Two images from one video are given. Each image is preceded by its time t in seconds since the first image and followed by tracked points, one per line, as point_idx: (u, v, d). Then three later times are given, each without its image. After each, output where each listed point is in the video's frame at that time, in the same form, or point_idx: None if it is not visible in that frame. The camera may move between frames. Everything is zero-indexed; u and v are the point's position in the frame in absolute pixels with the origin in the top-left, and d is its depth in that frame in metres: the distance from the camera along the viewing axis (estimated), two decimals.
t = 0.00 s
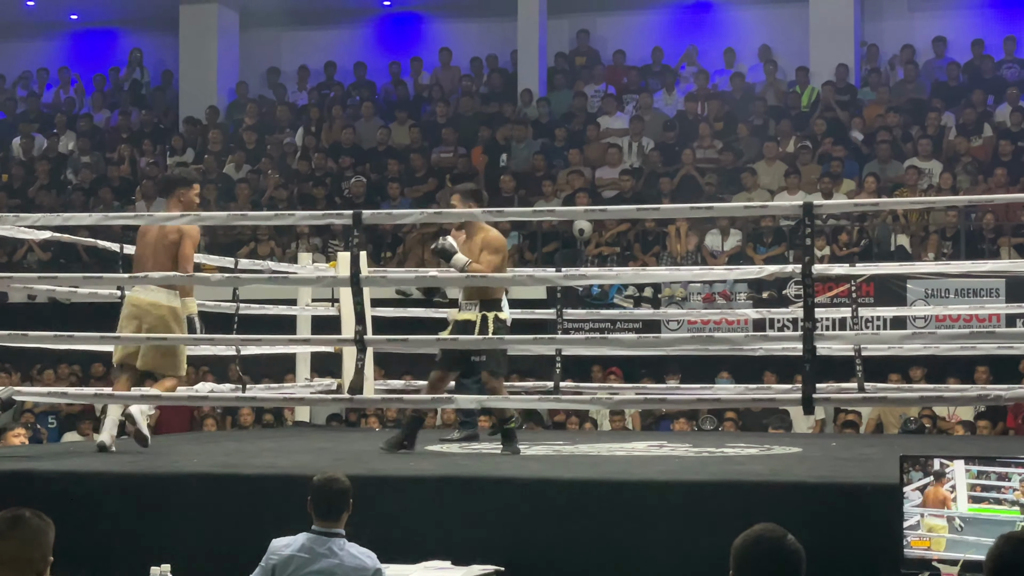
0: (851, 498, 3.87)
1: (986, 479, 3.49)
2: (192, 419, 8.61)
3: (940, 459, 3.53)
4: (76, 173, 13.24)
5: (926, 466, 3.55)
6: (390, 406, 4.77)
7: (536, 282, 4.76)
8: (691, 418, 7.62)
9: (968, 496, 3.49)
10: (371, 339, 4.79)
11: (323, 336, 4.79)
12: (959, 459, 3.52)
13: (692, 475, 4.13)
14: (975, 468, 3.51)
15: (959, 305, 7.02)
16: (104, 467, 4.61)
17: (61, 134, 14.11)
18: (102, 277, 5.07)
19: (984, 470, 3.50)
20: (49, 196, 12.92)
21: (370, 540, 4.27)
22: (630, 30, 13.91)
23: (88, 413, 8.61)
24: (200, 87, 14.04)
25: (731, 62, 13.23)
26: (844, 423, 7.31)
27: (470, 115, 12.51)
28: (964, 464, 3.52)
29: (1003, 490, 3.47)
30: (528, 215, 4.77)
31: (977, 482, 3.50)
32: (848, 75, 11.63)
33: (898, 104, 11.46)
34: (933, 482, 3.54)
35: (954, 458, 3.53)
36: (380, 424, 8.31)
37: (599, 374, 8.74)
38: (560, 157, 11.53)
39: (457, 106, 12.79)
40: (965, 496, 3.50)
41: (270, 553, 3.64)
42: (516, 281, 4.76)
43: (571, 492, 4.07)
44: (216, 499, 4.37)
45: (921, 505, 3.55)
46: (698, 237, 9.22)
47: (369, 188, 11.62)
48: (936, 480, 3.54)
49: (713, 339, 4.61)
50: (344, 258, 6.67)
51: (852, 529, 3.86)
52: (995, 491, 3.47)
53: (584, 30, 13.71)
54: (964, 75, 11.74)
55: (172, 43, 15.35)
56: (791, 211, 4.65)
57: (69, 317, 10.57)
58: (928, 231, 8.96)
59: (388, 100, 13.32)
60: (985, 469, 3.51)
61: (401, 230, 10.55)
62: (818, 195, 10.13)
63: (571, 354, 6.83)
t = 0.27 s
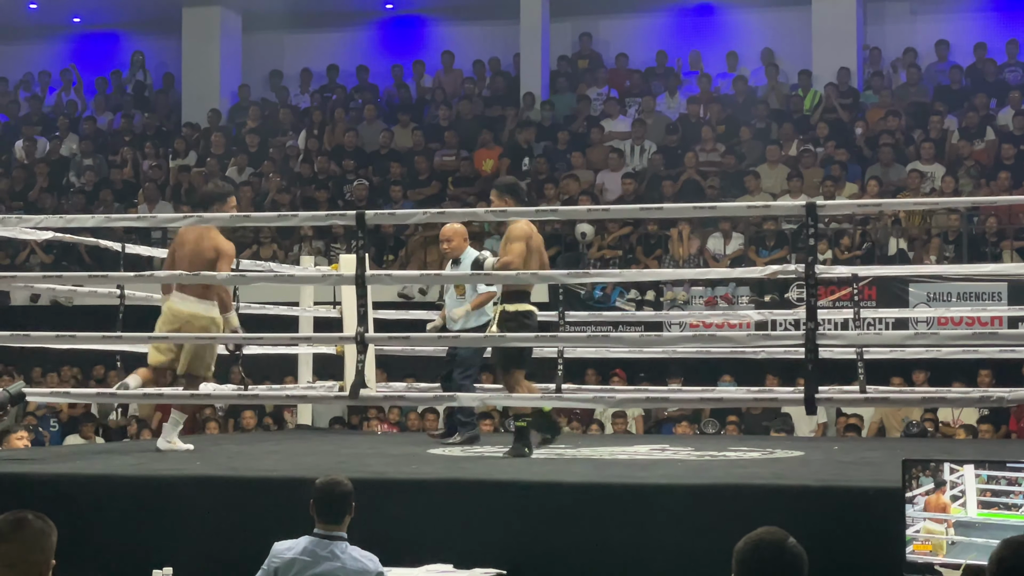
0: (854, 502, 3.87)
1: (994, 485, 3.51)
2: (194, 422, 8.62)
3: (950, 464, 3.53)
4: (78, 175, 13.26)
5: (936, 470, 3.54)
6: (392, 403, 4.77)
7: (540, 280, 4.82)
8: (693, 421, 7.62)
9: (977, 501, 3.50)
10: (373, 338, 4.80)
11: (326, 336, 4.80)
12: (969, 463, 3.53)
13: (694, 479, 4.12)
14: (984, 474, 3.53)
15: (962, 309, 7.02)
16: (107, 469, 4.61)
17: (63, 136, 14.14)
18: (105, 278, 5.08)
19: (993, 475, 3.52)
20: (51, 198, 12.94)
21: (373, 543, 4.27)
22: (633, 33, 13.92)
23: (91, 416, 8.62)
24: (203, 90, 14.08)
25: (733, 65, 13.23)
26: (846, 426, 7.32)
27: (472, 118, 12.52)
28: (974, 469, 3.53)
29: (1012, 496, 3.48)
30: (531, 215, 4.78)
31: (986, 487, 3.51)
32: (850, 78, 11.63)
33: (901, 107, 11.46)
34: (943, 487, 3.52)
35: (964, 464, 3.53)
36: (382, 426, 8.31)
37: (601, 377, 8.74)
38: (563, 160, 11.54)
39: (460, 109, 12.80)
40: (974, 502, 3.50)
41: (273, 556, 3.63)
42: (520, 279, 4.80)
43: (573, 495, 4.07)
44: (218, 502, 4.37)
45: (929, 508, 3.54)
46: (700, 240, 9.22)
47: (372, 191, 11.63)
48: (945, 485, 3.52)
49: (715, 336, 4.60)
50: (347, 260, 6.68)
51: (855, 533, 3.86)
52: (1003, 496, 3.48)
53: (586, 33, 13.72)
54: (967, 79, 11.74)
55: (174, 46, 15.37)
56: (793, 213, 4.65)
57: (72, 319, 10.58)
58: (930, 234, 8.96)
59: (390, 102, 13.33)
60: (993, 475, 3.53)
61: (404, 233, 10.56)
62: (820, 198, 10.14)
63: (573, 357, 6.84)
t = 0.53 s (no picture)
0: (855, 503, 3.86)
1: (997, 488, 3.48)
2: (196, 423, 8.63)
3: (953, 466, 3.51)
4: (80, 176, 13.26)
5: (938, 472, 3.52)
6: (393, 405, 4.78)
7: (542, 287, 4.81)
8: (695, 423, 7.62)
9: (978, 503, 3.49)
10: (374, 340, 4.81)
11: (326, 337, 4.81)
12: (971, 466, 3.50)
13: (695, 480, 4.12)
14: (987, 476, 3.50)
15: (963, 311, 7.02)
16: (108, 470, 4.61)
17: (65, 137, 14.15)
18: (106, 279, 5.08)
19: (996, 478, 3.49)
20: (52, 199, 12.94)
21: (373, 544, 4.27)
22: (634, 34, 13.92)
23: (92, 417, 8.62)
24: (205, 91, 14.09)
25: (735, 67, 13.24)
26: (847, 428, 7.32)
27: (473, 119, 12.52)
28: (975, 471, 3.51)
29: (1015, 499, 3.45)
30: (531, 217, 4.79)
31: (987, 489, 3.49)
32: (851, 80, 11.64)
33: (902, 108, 11.47)
34: (944, 489, 3.51)
35: (966, 466, 3.51)
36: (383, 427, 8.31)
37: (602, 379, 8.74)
38: (564, 161, 11.55)
39: (462, 111, 12.81)
40: (976, 504, 3.49)
41: (274, 556, 3.64)
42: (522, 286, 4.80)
43: (574, 497, 4.07)
44: (219, 502, 4.37)
45: (931, 510, 3.53)
46: (701, 242, 9.23)
47: (373, 192, 11.64)
48: (947, 487, 3.51)
49: (716, 340, 4.61)
50: (348, 262, 6.68)
51: (855, 535, 3.86)
52: (1005, 499, 3.46)
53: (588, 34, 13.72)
54: (968, 80, 11.75)
55: (176, 47, 15.38)
56: (795, 215, 4.66)
57: (73, 320, 10.59)
58: (931, 236, 8.96)
59: (392, 103, 13.33)
60: (994, 477, 3.50)
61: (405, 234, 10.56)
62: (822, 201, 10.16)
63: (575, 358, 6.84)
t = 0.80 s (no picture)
0: (857, 506, 3.86)
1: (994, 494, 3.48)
2: (196, 426, 8.63)
3: (950, 472, 3.52)
4: (81, 179, 13.26)
5: (936, 477, 3.52)
6: (394, 409, 4.78)
7: (543, 291, 4.82)
8: (695, 426, 7.62)
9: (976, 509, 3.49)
10: (375, 344, 4.81)
11: (328, 341, 4.81)
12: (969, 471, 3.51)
13: (696, 484, 4.12)
14: (984, 482, 3.50)
15: (964, 315, 7.01)
16: (109, 473, 4.61)
17: (66, 140, 14.16)
18: (108, 282, 5.08)
19: (993, 484, 3.48)
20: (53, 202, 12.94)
21: (374, 547, 4.26)
22: (636, 37, 13.93)
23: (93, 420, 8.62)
24: (206, 94, 14.10)
25: (736, 70, 13.25)
26: (848, 432, 7.32)
27: (474, 123, 12.52)
28: (973, 476, 3.51)
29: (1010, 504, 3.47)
30: (533, 221, 4.79)
31: (985, 495, 3.49)
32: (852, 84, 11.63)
33: (903, 112, 11.47)
34: (942, 495, 3.52)
35: (964, 472, 3.52)
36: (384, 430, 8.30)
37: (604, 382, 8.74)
38: (565, 164, 11.56)
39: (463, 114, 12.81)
40: (973, 510, 3.49)
41: (275, 560, 3.64)
42: (523, 290, 4.81)
43: (575, 500, 4.06)
44: (220, 505, 4.37)
45: (928, 516, 3.53)
46: (702, 245, 9.20)
47: (374, 195, 11.64)
48: (945, 493, 3.52)
49: (717, 344, 4.61)
50: (349, 265, 6.68)
51: (856, 539, 3.86)
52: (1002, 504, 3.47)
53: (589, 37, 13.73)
54: (969, 84, 11.74)
55: (177, 50, 15.38)
56: (796, 219, 4.66)
57: (74, 323, 10.59)
58: (932, 240, 8.96)
59: (393, 106, 13.33)
60: (992, 482, 3.49)
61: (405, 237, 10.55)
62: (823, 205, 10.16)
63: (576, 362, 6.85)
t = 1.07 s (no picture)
0: (856, 504, 3.86)
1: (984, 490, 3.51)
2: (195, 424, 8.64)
3: (940, 470, 3.52)
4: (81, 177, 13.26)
5: (927, 476, 3.53)
6: (393, 407, 4.77)
7: (543, 289, 4.83)
8: (695, 425, 7.62)
9: (967, 506, 3.50)
10: (375, 342, 4.81)
11: (327, 339, 4.80)
12: (959, 470, 3.52)
13: (696, 482, 4.12)
14: (975, 480, 3.52)
15: (965, 316, 7.01)
16: (108, 470, 4.61)
17: (65, 138, 14.16)
18: (107, 280, 5.08)
19: (982, 481, 3.52)
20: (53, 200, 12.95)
21: (373, 545, 4.26)
22: (635, 36, 13.93)
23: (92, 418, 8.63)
24: (205, 91, 14.07)
25: (735, 69, 13.25)
26: (847, 431, 7.32)
27: (473, 121, 12.51)
28: (962, 475, 3.53)
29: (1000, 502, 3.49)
30: (533, 218, 4.78)
31: (975, 492, 3.52)
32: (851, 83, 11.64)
33: (903, 111, 11.47)
34: (933, 494, 3.53)
35: (954, 470, 3.52)
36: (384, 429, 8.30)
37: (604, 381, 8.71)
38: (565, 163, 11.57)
39: (463, 113, 12.81)
40: (964, 508, 3.50)
41: (274, 558, 3.63)
42: (522, 288, 4.81)
43: (574, 498, 4.06)
44: (220, 503, 4.37)
45: (920, 515, 3.54)
46: (702, 243, 9.21)
47: (374, 194, 11.64)
48: (936, 491, 3.53)
49: (716, 342, 4.61)
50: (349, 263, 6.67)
51: (855, 536, 3.86)
52: (992, 502, 3.49)
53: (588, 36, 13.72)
54: (969, 83, 11.75)
55: (177, 48, 15.38)
56: (796, 217, 4.65)
57: (73, 321, 10.59)
58: (931, 239, 8.96)
59: (392, 105, 13.33)
60: (981, 481, 3.52)
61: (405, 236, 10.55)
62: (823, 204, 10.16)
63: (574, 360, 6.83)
